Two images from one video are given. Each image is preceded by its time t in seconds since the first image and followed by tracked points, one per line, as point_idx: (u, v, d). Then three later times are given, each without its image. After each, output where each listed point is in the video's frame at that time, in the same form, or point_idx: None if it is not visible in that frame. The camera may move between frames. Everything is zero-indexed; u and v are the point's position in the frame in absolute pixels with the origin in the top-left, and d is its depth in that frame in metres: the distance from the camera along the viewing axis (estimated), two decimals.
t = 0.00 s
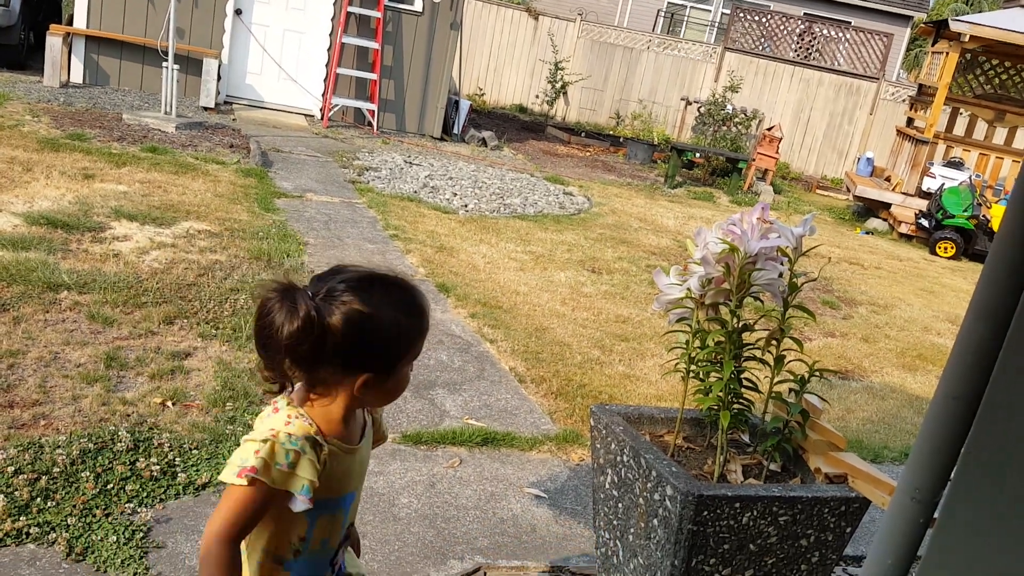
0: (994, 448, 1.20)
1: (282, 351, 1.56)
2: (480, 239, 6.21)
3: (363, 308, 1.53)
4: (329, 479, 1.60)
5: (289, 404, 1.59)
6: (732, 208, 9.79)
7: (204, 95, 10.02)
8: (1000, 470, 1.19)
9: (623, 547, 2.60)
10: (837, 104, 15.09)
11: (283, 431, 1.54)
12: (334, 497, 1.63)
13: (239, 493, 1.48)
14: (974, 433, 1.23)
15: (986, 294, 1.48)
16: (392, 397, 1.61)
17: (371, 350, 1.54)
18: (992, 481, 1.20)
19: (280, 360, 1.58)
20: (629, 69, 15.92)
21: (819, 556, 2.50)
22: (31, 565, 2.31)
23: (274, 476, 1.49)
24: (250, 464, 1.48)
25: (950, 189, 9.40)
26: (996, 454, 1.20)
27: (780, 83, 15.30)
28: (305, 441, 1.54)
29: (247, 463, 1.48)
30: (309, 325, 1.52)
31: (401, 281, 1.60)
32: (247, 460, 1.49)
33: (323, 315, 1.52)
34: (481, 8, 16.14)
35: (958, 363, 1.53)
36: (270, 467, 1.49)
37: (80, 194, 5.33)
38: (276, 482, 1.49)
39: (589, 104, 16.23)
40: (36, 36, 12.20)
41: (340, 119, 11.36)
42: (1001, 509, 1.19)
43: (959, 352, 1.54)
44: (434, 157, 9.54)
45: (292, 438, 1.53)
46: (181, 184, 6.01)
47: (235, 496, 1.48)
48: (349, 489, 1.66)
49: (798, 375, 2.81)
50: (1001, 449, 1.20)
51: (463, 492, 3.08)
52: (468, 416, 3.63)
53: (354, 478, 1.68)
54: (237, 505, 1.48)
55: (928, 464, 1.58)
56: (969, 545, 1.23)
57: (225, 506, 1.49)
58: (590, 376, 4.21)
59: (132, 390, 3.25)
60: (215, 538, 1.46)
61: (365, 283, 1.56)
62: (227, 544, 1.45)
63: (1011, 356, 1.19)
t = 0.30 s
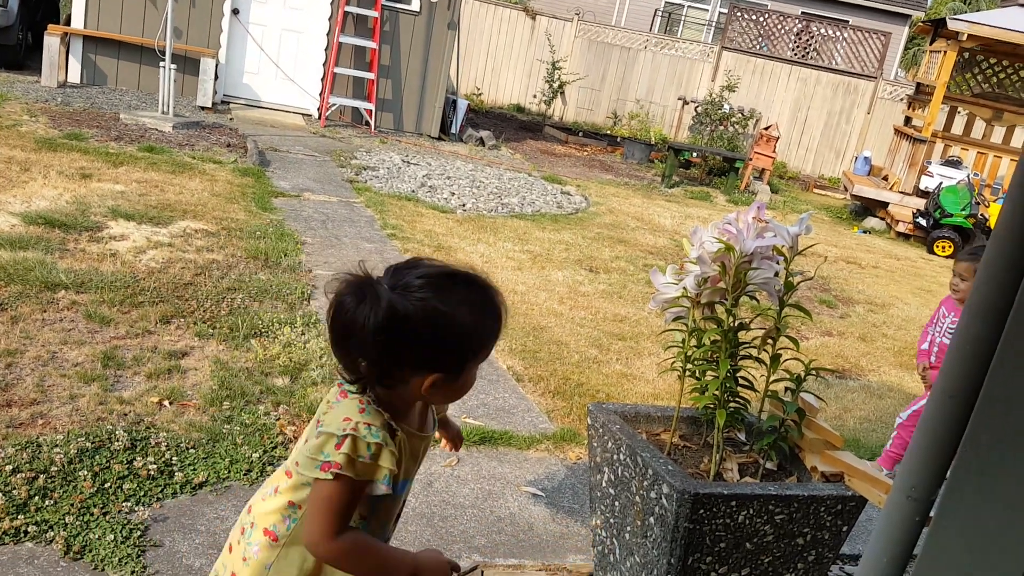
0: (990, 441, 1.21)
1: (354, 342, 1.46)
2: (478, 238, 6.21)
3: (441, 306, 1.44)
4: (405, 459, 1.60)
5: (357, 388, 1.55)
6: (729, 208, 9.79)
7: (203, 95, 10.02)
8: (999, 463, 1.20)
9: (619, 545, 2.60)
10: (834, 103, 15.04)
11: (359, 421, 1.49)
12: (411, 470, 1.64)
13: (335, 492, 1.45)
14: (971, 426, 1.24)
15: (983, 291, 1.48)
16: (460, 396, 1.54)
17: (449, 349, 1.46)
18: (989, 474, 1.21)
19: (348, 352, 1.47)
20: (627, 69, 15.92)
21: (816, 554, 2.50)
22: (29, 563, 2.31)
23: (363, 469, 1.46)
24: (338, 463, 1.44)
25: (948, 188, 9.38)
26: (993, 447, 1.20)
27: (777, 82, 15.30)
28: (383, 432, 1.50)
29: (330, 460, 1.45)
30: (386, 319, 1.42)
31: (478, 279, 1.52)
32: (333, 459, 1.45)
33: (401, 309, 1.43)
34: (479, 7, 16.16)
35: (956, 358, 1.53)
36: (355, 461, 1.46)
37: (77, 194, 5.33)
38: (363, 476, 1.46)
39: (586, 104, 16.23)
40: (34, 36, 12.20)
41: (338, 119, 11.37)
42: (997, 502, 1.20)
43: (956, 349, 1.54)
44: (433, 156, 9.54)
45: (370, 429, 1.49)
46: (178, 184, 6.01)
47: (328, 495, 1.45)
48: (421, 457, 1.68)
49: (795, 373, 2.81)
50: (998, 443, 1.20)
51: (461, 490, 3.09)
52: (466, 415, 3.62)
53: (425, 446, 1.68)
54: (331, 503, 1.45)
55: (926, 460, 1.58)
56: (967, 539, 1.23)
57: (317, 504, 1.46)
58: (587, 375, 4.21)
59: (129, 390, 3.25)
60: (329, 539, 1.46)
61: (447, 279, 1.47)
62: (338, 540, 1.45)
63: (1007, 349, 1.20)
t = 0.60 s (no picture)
0: (989, 441, 1.21)
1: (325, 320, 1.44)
2: (476, 238, 6.22)
3: (413, 273, 1.41)
4: (389, 449, 1.55)
5: (346, 374, 1.51)
6: (727, 207, 9.80)
7: (201, 95, 10.03)
8: (999, 463, 1.20)
9: (616, 544, 2.60)
10: (831, 102, 15.02)
11: (336, 406, 1.44)
12: (398, 467, 1.58)
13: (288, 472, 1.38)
14: (967, 427, 1.24)
15: (978, 292, 1.48)
16: (451, 365, 1.50)
17: (425, 317, 1.42)
18: (990, 475, 1.21)
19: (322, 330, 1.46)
20: (625, 69, 15.92)
21: (812, 553, 2.50)
22: (28, 562, 2.32)
23: (327, 456, 1.40)
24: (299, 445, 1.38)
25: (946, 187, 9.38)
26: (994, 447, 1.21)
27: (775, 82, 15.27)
28: (361, 419, 1.45)
29: (296, 440, 1.39)
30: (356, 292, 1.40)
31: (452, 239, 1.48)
32: (299, 440, 1.39)
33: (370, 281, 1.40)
34: (477, 8, 16.18)
35: (951, 357, 1.53)
36: (322, 447, 1.40)
37: (75, 195, 5.35)
38: (328, 463, 1.40)
39: (584, 104, 16.24)
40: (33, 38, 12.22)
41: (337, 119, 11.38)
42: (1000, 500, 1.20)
43: (953, 347, 1.54)
44: (431, 156, 9.54)
45: (346, 417, 1.44)
46: (176, 184, 6.03)
47: (287, 478, 1.39)
48: (414, 456, 1.62)
49: (791, 372, 2.81)
50: (996, 442, 1.21)
51: (459, 490, 3.09)
52: (464, 415, 3.63)
53: (419, 445, 1.63)
54: (287, 485, 1.39)
55: (920, 459, 1.58)
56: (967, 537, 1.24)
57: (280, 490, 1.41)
58: (585, 374, 4.21)
59: (127, 390, 3.26)
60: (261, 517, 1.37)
61: (416, 243, 1.43)
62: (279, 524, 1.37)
63: (1001, 349, 1.20)
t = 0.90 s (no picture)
0: (985, 438, 1.21)
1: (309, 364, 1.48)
2: (477, 238, 6.22)
3: (404, 346, 1.41)
4: (371, 519, 1.57)
5: (334, 438, 1.53)
6: (728, 207, 9.80)
7: (201, 96, 10.04)
8: (994, 461, 1.21)
9: (616, 543, 2.60)
10: (831, 101, 15.00)
11: (322, 473, 1.48)
12: (378, 536, 1.61)
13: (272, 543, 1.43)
14: (965, 425, 1.24)
15: (976, 290, 1.48)
16: (423, 448, 1.48)
17: (398, 394, 1.42)
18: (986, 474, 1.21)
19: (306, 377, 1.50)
20: (625, 69, 15.92)
21: (813, 552, 2.50)
22: (30, 563, 2.32)
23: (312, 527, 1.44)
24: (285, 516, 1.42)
25: (946, 186, 9.38)
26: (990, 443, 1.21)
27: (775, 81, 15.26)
28: (347, 490, 1.48)
29: (282, 509, 1.43)
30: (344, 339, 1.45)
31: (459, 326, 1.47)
32: (285, 509, 1.42)
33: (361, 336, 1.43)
34: (477, 8, 16.19)
35: (951, 356, 1.52)
36: (306, 517, 1.43)
37: (77, 196, 5.36)
38: (312, 532, 1.44)
39: (584, 104, 16.24)
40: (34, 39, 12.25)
41: (337, 119, 11.40)
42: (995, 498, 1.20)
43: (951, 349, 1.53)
44: (432, 157, 9.55)
45: (333, 486, 1.47)
46: (177, 185, 6.04)
47: (271, 543, 1.43)
48: (393, 527, 1.65)
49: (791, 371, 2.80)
50: (992, 439, 1.21)
51: (460, 489, 3.10)
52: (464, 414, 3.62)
53: (400, 516, 1.65)
54: (271, 553, 1.43)
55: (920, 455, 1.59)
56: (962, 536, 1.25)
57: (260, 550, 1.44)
58: (586, 374, 4.21)
59: (128, 390, 3.27)
60: None
61: (417, 318, 1.44)
62: None
63: (997, 347, 1.20)
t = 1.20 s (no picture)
0: (988, 438, 1.21)
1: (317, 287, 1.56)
2: (478, 238, 6.22)
3: (396, 273, 1.41)
4: (370, 481, 1.52)
5: (327, 398, 1.52)
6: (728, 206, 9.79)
7: (202, 97, 10.06)
8: (996, 459, 1.21)
9: (617, 541, 2.60)
10: (832, 100, 14.98)
11: (304, 427, 1.46)
12: (382, 505, 1.54)
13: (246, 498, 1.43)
14: (964, 424, 1.24)
15: (975, 287, 1.48)
16: (409, 393, 1.44)
17: (382, 321, 1.41)
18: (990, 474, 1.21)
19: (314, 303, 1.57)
20: (625, 68, 15.92)
21: (814, 550, 2.50)
22: (33, 564, 2.33)
23: (285, 480, 1.41)
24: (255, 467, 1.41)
25: (947, 184, 9.37)
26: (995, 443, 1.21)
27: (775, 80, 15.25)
28: (326, 441, 1.45)
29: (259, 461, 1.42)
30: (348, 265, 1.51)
31: (462, 267, 1.44)
32: (257, 460, 1.42)
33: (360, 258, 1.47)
34: (477, 7, 16.19)
35: (950, 354, 1.52)
36: (281, 469, 1.41)
37: (78, 197, 5.37)
38: (288, 486, 1.41)
39: (585, 103, 16.24)
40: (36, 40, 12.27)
41: (337, 119, 11.41)
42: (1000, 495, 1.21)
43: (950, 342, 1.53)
44: (432, 156, 9.55)
45: (311, 439, 1.45)
46: (178, 186, 6.05)
47: (252, 500, 1.43)
48: (404, 497, 1.57)
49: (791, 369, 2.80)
50: (993, 436, 1.21)
51: (461, 489, 3.10)
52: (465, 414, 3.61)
53: (410, 485, 1.58)
54: (250, 510, 1.43)
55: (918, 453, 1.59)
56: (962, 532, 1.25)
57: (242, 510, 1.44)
58: (587, 373, 4.22)
59: (130, 391, 3.28)
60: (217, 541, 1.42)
61: (416, 250, 1.44)
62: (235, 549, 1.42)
63: (996, 345, 1.20)
